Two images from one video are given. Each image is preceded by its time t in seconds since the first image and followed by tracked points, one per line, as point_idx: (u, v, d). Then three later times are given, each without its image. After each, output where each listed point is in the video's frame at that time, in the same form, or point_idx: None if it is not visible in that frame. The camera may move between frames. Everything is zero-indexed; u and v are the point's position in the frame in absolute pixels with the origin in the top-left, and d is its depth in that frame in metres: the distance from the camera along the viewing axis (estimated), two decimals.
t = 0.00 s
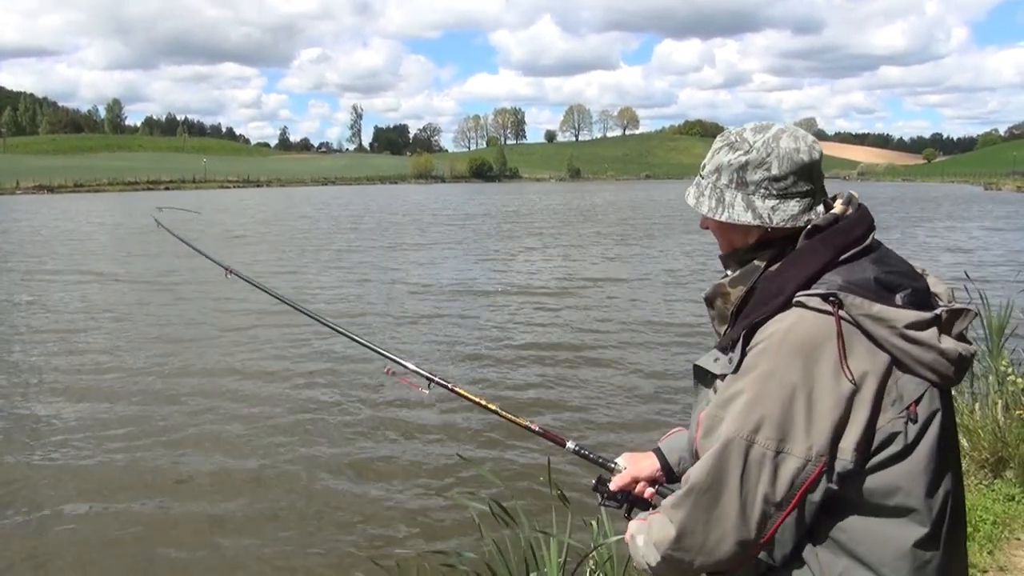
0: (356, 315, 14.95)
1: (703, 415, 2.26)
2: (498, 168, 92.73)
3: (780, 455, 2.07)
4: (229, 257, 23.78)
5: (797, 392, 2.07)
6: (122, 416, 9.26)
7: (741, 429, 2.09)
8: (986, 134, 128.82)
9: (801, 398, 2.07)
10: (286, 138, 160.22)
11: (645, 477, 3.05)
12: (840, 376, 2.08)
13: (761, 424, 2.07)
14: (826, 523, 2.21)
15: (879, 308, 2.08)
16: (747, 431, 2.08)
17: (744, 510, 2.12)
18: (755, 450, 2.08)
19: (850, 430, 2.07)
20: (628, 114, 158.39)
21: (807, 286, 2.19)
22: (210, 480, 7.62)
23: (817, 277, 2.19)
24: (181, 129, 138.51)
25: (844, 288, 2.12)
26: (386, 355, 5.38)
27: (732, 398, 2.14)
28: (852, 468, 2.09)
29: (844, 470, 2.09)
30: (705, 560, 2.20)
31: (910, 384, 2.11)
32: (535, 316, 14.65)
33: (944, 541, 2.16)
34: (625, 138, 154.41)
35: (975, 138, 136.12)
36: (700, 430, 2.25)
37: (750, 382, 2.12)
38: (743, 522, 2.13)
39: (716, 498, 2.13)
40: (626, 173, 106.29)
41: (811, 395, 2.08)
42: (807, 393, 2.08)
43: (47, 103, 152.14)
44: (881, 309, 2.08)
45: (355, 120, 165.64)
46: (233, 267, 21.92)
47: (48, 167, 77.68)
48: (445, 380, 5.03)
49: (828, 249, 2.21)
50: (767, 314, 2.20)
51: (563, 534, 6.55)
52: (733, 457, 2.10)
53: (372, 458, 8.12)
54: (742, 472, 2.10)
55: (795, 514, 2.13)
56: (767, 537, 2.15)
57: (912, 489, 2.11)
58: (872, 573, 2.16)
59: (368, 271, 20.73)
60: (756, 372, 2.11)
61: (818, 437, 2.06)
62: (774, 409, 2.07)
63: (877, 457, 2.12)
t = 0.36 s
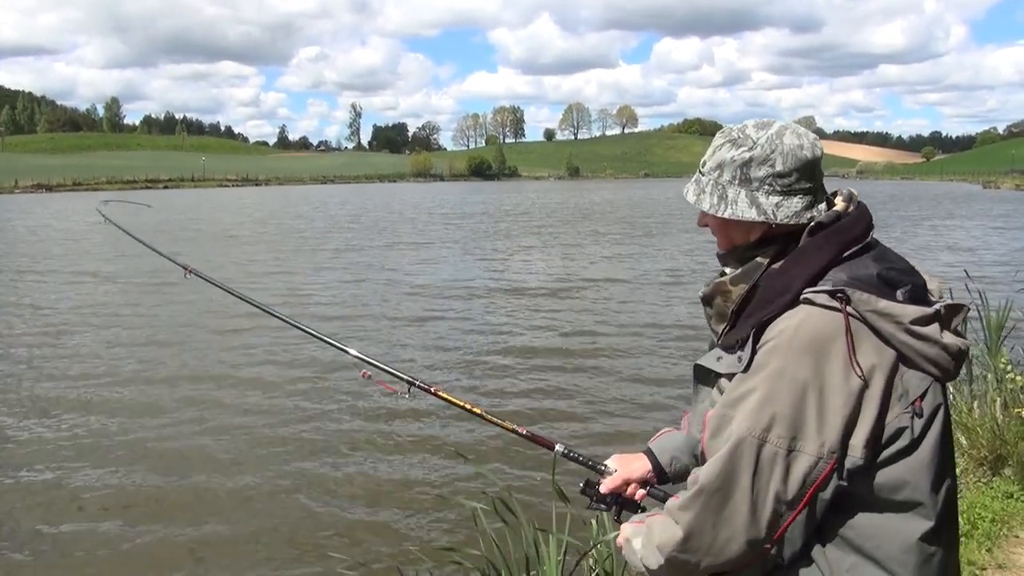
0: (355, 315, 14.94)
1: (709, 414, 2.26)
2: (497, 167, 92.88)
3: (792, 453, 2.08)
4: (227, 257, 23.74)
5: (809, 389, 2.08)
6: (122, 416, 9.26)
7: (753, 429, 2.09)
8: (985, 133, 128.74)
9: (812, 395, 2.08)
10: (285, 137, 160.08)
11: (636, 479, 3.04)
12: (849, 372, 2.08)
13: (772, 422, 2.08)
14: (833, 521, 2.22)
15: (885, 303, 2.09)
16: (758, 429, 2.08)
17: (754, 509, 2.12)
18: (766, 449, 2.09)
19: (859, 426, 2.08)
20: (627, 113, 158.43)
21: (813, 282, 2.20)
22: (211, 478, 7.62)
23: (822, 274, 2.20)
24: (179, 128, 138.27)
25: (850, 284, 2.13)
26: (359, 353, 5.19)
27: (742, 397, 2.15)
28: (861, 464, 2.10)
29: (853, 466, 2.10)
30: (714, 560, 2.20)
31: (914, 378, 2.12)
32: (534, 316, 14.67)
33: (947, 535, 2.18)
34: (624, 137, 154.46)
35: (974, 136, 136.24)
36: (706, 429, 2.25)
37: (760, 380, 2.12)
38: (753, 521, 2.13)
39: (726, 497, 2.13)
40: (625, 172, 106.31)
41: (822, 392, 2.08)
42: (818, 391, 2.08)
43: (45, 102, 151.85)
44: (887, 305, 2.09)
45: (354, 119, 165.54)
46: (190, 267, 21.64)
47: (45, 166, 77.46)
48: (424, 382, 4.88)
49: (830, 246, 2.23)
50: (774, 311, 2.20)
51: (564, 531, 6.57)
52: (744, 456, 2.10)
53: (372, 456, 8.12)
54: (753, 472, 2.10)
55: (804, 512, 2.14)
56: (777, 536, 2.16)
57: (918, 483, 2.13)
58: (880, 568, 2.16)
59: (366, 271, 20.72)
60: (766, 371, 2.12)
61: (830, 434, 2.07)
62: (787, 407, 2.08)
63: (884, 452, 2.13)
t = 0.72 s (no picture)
0: (356, 316, 14.93)
1: (715, 410, 2.26)
2: (498, 166, 92.95)
3: (796, 448, 2.08)
4: (228, 257, 23.74)
5: (813, 385, 2.08)
6: (123, 417, 9.26)
7: (758, 423, 2.09)
8: (985, 131, 128.66)
9: (816, 392, 2.08)
10: (285, 137, 160.05)
11: (638, 474, 3.05)
12: (854, 367, 2.09)
13: (777, 417, 2.08)
14: (836, 518, 2.22)
15: (889, 300, 2.09)
16: (763, 425, 2.08)
17: (757, 504, 2.13)
18: (771, 443, 2.09)
19: (864, 423, 2.08)
20: (627, 112, 158.37)
21: (817, 279, 2.20)
22: (212, 479, 7.63)
23: (827, 270, 2.20)
24: (179, 128, 138.26)
25: (855, 281, 2.13)
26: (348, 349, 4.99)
27: (749, 393, 2.14)
28: (865, 460, 2.10)
29: (857, 462, 2.10)
30: (716, 555, 2.21)
31: (919, 376, 2.13)
32: (534, 316, 14.67)
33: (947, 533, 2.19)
34: (624, 136, 154.39)
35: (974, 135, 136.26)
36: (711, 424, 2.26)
37: (767, 376, 2.12)
38: (757, 517, 2.14)
39: (729, 493, 2.14)
40: (626, 171, 106.29)
41: (827, 388, 2.08)
42: (822, 387, 2.08)
43: (45, 101, 151.78)
44: (891, 302, 2.09)
45: (354, 118, 165.49)
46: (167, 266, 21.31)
47: (45, 166, 77.43)
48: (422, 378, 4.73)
49: (834, 243, 2.23)
50: (779, 307, 2.21)
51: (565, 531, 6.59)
52: (749, 452, 2.10)
53: (373, 457, 8.12)
54: (757, 467, 2.10)
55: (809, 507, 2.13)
56: (780, 532, 2.16)
57: (920, 481, 2.14)
58: (884, 567, 2.17)
59: (367, 271, 20.73)
60: (773, 366, 2.12)
61: (834, 430, 2.07)
62: (791, 402, 2.08)
63: (889, 449, 2.14)
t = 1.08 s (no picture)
0: (354, 318, 14.93)
1: (743, 385, 2.27)
2: (497, 167, 93.07)
3: (826, 420, 2.10)
4: (226, 258, 23.75)
5: (845, 359, 2.10)
6: (123, 418, 9.25)
7: (791, 394, 2.11)
8: (984, 134, 128.80)
9: (849, 365, 2.10)
10: (284, 138, 160.01)
11: (634, 470, 3.13)
12: (882, 343, 2.12)
13: (810, 388, 2.10)
14: (855, 496, 2.24)
15: (912, 283, 2.15)
16: (795, 397, 2.11)
17: (785, 475, 2.15)
18: (802, 414, 2.11)
19: (890, 397, 2.12)
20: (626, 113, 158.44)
21: (845, 261, 2.22)
22: (215, 478, 7.63)
23: (852, 253, 2.24)
24: (178, 129, 138.35)
25: (880, 263, 2.18)
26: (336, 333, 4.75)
27: (781, 365, 2.16)
28: (891, 435, 2.13)
29: (883, 438, 2.13)
30: (738, 527, 2.24)
31: (936, 357, 2.19)
32: (534, 317, 14.70)
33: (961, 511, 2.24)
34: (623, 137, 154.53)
35: (973, 137, 136.71)
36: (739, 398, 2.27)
37: (802, 349, 2.14)
38: (782, 488, 2.16)
39: (757, 463, 2.16)
40: (624, 173, 106.33)
41: (859, 361, 2.11)
42: (854, 360, 2.11)
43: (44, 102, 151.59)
44: (915, 284, 2.14)
45: (354, 120, 165.75)
46: (164, 268, 21.27)
47: (44, 167, 77.34)
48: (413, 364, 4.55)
49: (857, 229, 2.27)
50: (810, 285, 2.22)
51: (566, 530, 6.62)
52: (781, 422, 2.12)
53: (375, 458, 8.14)
54: (789, 437, 2.12)
55: (834, 481, 2.15)
56: (804, 504, 2.18)
57: (940, 458, 2.19)
58: (902, 544, 2.21)
59: (365, 272, 20.76)
60: (806, 339, 2.14)
61: (864, 403, 2.10)
62: (825, 374, 2.10)
63: (910, 426, 2.17)
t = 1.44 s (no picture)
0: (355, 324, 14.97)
1: (756, 377, 2.27)
2: (499, 171, 93.33)
3: (839, 412, 2.10)
4: (228, 262, 23.83)
5: (860, 350, 2.11)
6: (124, 427, 9.28)
7: (804, 383, 2.11)
8: (986, 138, 128.84)
9: (864, 357, 2.10)
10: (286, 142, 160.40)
11: (639, 465, 3.14)
12: (896, 338, 2.13)
13: (826, 378, 2.10)
14: (862, 491, 2.25)
15: (923, 283, 2.18)
16: (810, 387, 2.11)
17: (795, 466, 2.14)
18: (816, 405, 2.10)
19: (902, 392, 2.13)
20: (628, 117, 158.57)
21: (858, 260, 2.25)
22: (216, 490, 7.66)
23: (866, 252, 2.26)
24: (180, 133, 138.68)
25: (892, 263, 2.21)
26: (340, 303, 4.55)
27: (797, 357, 2.17)
28: (901, 432, 2.14)
29: (893, 433, 2.13)
30: (744, 518, 2.23)
31: (945, 356, 2.20)
32: (535, 324, 14.76)
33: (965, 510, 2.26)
34: (625, 141, 154.55)
35: (975, 141, 136.75)
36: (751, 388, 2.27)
37: (817, 340, 2.14)
38: (792, 479, 2.16)
39: (769, 453, 2.15)
40: (626, 177, 106.41)
41: (874, 355, 2.11)
42: (870, 353, 2.11)
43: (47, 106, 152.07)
44: (925, 284, 2.18)
45: (356, 123, 166.05)
46: (166, 273, 21.37)
47: (46, 170, 77.52)
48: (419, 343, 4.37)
49: (870, 230, 2.29)
50: (826, 280, 2.23)
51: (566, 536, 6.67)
52: (794, 412, 2.12)
53: (376, 467, 8.18)
54: (801, 426, 2.12)
55: (843, 474, 2.16)
56: (812, 496, 2.18)
57: (946, 456, 2.20)
58: (905, 542, 2.22)
59: (367, 278, 20.83)
60: (823, 332, 2.14)
61: (876, 396, 2.10)
62: (839, 366, 2.10)
63: (919, 423, 2.17)
